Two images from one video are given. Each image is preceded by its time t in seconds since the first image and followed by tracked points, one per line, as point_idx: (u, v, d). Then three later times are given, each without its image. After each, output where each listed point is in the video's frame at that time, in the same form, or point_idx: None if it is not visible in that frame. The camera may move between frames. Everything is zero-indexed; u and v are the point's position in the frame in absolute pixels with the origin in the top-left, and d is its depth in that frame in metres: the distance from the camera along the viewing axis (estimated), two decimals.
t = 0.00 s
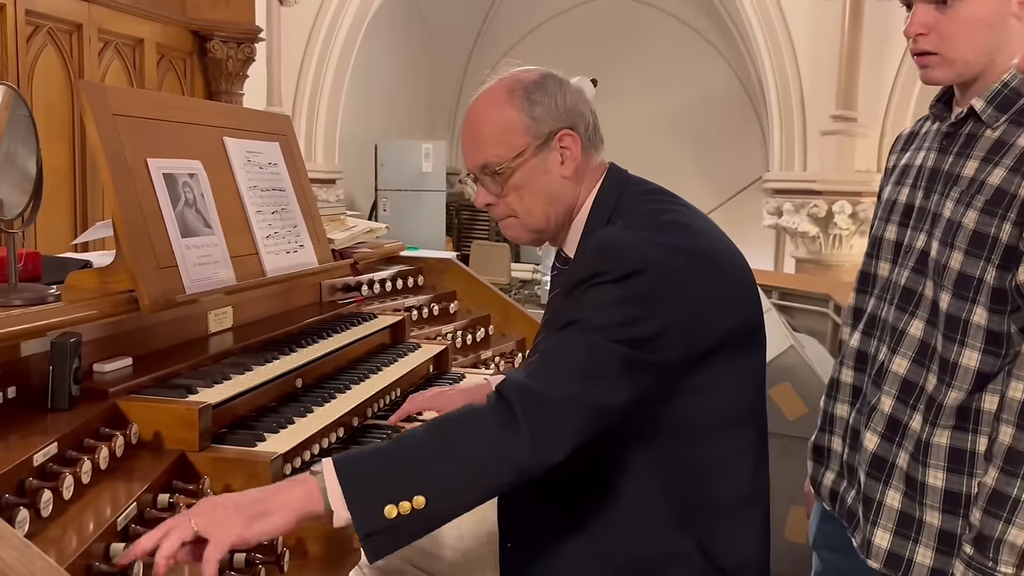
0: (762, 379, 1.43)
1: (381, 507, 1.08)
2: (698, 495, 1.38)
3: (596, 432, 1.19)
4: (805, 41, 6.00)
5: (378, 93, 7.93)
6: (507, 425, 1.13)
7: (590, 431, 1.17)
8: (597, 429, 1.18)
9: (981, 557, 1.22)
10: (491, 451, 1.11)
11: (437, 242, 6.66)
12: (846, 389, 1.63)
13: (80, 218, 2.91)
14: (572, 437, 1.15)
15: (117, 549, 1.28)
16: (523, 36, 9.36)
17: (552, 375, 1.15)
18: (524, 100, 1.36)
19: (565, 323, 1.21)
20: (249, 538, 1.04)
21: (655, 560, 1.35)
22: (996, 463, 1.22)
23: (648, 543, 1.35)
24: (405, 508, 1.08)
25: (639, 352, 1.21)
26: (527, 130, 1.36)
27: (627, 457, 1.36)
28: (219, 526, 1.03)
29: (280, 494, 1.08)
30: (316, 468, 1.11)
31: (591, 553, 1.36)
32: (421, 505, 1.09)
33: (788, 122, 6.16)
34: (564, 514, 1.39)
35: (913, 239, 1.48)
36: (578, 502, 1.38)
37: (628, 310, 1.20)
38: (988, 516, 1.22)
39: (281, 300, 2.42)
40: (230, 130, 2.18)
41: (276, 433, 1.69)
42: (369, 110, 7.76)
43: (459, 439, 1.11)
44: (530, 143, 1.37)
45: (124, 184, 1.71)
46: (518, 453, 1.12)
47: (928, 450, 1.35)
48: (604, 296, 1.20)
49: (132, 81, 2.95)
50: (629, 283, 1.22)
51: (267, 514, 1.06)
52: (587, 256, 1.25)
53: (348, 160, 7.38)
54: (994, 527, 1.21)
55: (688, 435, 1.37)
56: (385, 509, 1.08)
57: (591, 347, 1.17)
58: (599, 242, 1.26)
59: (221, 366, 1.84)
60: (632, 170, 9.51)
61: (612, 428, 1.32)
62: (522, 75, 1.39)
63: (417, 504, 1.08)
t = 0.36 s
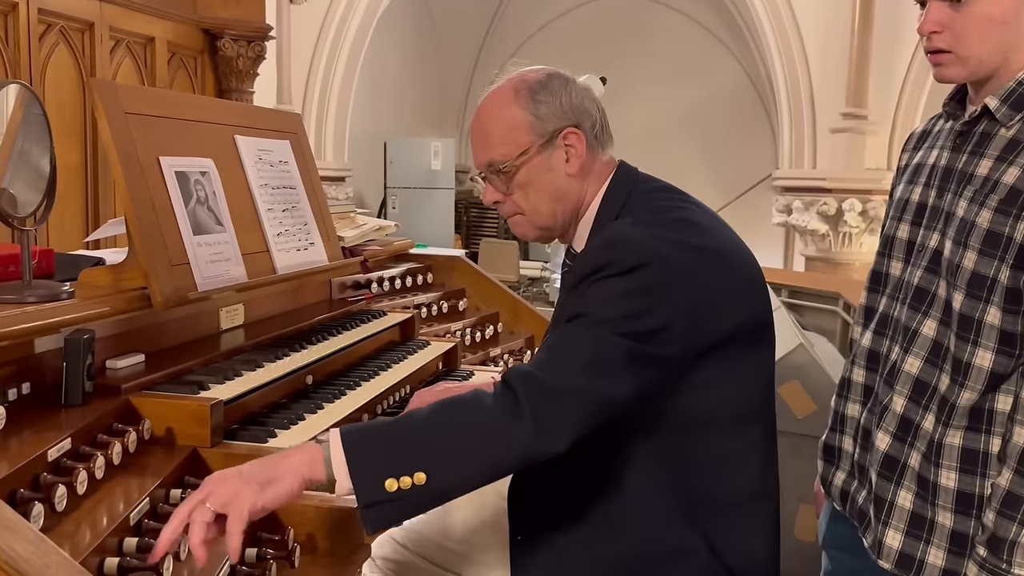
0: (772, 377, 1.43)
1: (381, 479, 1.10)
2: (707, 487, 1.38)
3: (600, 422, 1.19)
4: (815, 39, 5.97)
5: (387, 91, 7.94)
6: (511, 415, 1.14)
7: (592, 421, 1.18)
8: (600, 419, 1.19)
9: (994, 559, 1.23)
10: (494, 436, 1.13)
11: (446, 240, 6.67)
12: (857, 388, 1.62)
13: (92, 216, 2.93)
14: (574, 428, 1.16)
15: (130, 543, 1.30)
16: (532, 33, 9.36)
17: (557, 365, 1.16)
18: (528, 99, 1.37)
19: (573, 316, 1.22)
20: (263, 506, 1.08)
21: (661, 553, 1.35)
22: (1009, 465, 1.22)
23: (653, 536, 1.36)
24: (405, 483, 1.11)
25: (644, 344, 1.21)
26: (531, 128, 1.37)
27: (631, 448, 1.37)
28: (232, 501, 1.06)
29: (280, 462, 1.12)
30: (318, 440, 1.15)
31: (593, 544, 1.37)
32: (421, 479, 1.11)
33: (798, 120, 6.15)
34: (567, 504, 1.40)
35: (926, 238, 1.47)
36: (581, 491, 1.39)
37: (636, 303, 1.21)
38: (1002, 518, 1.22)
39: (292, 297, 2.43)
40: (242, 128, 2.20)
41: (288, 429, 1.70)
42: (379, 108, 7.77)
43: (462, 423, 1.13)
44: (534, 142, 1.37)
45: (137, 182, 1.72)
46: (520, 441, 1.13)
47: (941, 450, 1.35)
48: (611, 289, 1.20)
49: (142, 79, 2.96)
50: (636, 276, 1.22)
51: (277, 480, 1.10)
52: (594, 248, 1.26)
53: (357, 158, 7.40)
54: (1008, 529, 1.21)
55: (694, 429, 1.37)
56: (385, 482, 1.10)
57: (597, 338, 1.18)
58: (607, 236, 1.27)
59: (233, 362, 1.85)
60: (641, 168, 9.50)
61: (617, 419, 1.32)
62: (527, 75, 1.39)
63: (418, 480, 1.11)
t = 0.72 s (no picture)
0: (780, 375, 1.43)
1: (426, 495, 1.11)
2: (729, 490, 1.38)
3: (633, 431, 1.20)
4: (822, 37, 5.96)
5: (394, 89, 7.95)
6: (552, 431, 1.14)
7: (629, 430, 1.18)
8: (632, 428, 1.19)
9: (999, 559, 1.22)
10: (533, 450, 1.13)
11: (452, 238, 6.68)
12: (863, 387, 1.62)
13: (100, 215, 2.94)
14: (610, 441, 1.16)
15: (139, 540, 1.31)
16: (538, 32, 9.37)
17: (589, 378, 1.16)
18: (543, 94, 1.37)
19: (596, 320, 1.22)
20: (320, 514, 1.05)
21: (692, 561, 1.35)
22: (1015, 465, 1.22)
23: (681, 543, 1.36)
24: (450, 501, 1.11)
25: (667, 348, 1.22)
26: (546, 122, 1.37)
27: (657, 454, 1.37)
28: (291, 504, 1.04)
29: (341, 470, 1.10)
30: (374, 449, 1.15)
31: (626, 554, 1.38)
32: (465, 498, 1.11)
33: (805, 119, 6.13)
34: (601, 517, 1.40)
35: (933, 238, 1.47)
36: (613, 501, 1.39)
37: (660, 306, 1.22)
38: (1007, 518, 1.22)
39: (299, 296, 2.44)
40: (249, 127, 2.20)
41: (295, 427, 1.71)
42: (385, 107, 7.78)
43: (501, 439, 1.13)
44: (549, 136, 1.37)
45: (145, 182, 1.73)
46: (560, 457, 1.14)
47: (947, 450, 1.35)
48: (634, 292, 1.21)
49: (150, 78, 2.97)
50: (656, 278, 1.23)
51: (336, 491, 1.08)
52: (614, 251, 1.26)
53: (364, 157, 7.41)
54: (1013, 528, 1.21)
55: (714, 428, 1.37)
56: (431, 500, 1.11)
57: (624, 345, 1.18)
58: (623, 238, 1.28)
59: (240, 361, 1.86)
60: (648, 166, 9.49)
61: (642, 427, 1.33)
62: (541, 71, 1.40)
63: (463, 499, 1.11)
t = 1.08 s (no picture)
0: (792, 377, 1.43)
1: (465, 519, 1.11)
2: (748, 494, 1.38)
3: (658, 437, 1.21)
4: (826, 36, 5.95)
5: (397, 89, 7.96)
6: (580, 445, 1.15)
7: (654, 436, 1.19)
8: (658, 435, 1.20)
9: (1002, 560, 1.22)
10: (563, 463, 1.14)
11: (456, 238, 6.68)
12: (868, 387, 1.62)
13: (105, 215, 2.95)
14: (637, 448, 1.17)
15: (145, 539, 1.31)
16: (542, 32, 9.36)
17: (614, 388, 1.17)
18: (560, 87, 1.38)
19: (616, 324, 1.24)
20: (367, 538, 1.09)
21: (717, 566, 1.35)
22: (1017, 465, 1.22)
23: (703, 550, 1.35)
24: (487, 522, 1.12)
25: (687, 353, 1.23)
26: (562, 115, 1.38)
27: (677, 458, 1.37)
28: (342, 533, 1.07)
29: (388, 493, 1.11)
30: (410, 470, 1.14)
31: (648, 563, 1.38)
32: (502, 518, 1.12)
33: (810, 118, 6.12)
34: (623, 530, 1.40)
35: (938, 238, 1.47)
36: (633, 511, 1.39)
37: (680, 311, 1.23)
38: (1010, 519, 1.21)
39: (303, 296, 2.45)
40: (254, 127, 2.21)
41: (299, 427, 1.71)
42: (389, 106, 7.79)
43: (528, 455, 1.13)
44: (564, 128, 1.38)
45: (150, 182, 1.73)
46: (591, 471, 1.15)
47: (950, 450, 1.35)
48: (653, 295, 1.23)
49: (154, 78, 2.98)
50: (673, 282, 1.25)
51: (383, 513, 1.10)
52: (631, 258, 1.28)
53: (369, 157, 7.41)
54: (1015, 529, 1.21)
55: (732, 430, 1.37)
56: (470, 521, 1.11)
57: (646, 352, 1.20)
58: (639, 243, 1.30)
59: (245, 360, 1.87)
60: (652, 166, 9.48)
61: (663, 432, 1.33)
62: (557, 66, 1.41)
63: (500, 519, 1.12)
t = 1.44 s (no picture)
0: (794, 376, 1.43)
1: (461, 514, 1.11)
2: (743, 489, 1.37)
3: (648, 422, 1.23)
4: (828, 35, 5.94)
5: (399, 89, 7.96)
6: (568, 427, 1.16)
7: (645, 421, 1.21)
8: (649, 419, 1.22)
9: (1007, 561, 1.22)
10: (551, 447, 1.14)
11: (457, 238, 6.68)
12: (870, 387, 1.62)
13: (106, 216, 2.95)
14: (626, 431, 1.19)
15: (146, 539, 1.32)
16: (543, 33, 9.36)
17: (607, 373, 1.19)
18: (570, 87, 1.38)
19: (613, 313, 1.25)
20: (363, 554, 1.07)
21: (707, 559, 1.35)
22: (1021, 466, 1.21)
23: (694, 544, 1.35)
24: (481, 514, 1.11)
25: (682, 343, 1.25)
26: (570, 114, 1.38)
27: (672, 450, 1.37)
28: (336, 559, 1.05)
29: (370, 507, 1.10)
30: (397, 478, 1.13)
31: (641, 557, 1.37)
32: (496, 506, 1.12)
33: (812, 118, 6.12)
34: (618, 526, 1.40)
35: (940, 237, 1.47)
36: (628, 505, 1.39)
37: (677, 302, 1.25)
38: (1014, 520, 1.21)
39: (305, 296, 2.45)
40: (255, 128, 2.21)
41: (301, 427, 1.71)
42: (391, 107, 7.79)
43: (522, 440, 1.14)
44: (573, 127, 1.38)
45: (151, 182, 1.73)
46: (581, 452, 1.16)
47: (953, 451, 1.34)
48: (653, 285, 1.24)
49: (156, 78, 2.98)
50: (673, 274, 1.26)
51: (371, 528, 1.08)
52: (631, 249, 1.29)
53: (370, 157, 7.42)
54: (1019, 531, 1.20)
55: (728, 425, 1.37)
56: (463, 515, 1.10)
57: (641, 341, 1.21)
58: (640, 236, 1.30)
59: (246, 360, 1.87)
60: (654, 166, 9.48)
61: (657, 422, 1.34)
62: (567, 65, 1.41)
63: (492, 509, 1.12)
